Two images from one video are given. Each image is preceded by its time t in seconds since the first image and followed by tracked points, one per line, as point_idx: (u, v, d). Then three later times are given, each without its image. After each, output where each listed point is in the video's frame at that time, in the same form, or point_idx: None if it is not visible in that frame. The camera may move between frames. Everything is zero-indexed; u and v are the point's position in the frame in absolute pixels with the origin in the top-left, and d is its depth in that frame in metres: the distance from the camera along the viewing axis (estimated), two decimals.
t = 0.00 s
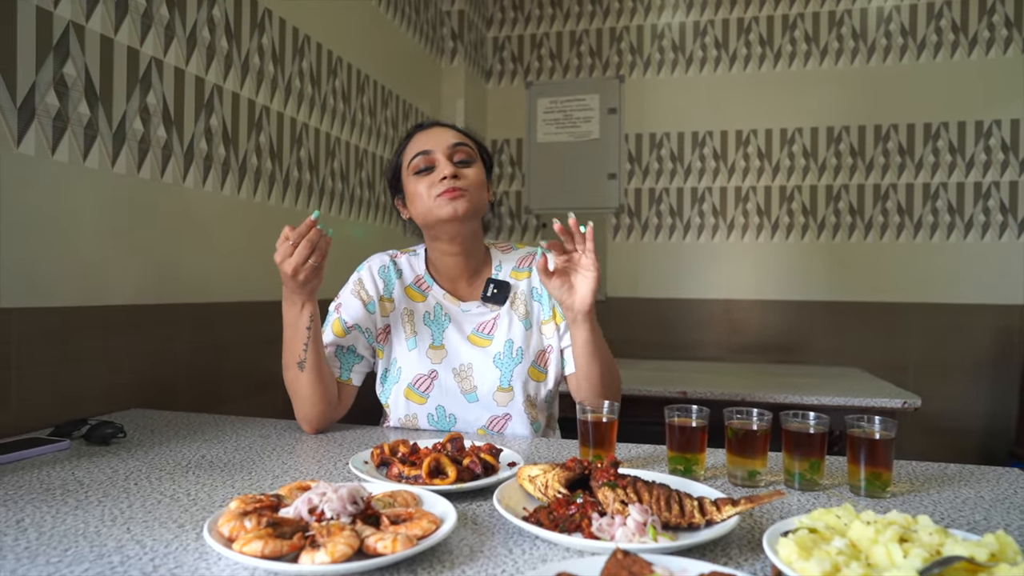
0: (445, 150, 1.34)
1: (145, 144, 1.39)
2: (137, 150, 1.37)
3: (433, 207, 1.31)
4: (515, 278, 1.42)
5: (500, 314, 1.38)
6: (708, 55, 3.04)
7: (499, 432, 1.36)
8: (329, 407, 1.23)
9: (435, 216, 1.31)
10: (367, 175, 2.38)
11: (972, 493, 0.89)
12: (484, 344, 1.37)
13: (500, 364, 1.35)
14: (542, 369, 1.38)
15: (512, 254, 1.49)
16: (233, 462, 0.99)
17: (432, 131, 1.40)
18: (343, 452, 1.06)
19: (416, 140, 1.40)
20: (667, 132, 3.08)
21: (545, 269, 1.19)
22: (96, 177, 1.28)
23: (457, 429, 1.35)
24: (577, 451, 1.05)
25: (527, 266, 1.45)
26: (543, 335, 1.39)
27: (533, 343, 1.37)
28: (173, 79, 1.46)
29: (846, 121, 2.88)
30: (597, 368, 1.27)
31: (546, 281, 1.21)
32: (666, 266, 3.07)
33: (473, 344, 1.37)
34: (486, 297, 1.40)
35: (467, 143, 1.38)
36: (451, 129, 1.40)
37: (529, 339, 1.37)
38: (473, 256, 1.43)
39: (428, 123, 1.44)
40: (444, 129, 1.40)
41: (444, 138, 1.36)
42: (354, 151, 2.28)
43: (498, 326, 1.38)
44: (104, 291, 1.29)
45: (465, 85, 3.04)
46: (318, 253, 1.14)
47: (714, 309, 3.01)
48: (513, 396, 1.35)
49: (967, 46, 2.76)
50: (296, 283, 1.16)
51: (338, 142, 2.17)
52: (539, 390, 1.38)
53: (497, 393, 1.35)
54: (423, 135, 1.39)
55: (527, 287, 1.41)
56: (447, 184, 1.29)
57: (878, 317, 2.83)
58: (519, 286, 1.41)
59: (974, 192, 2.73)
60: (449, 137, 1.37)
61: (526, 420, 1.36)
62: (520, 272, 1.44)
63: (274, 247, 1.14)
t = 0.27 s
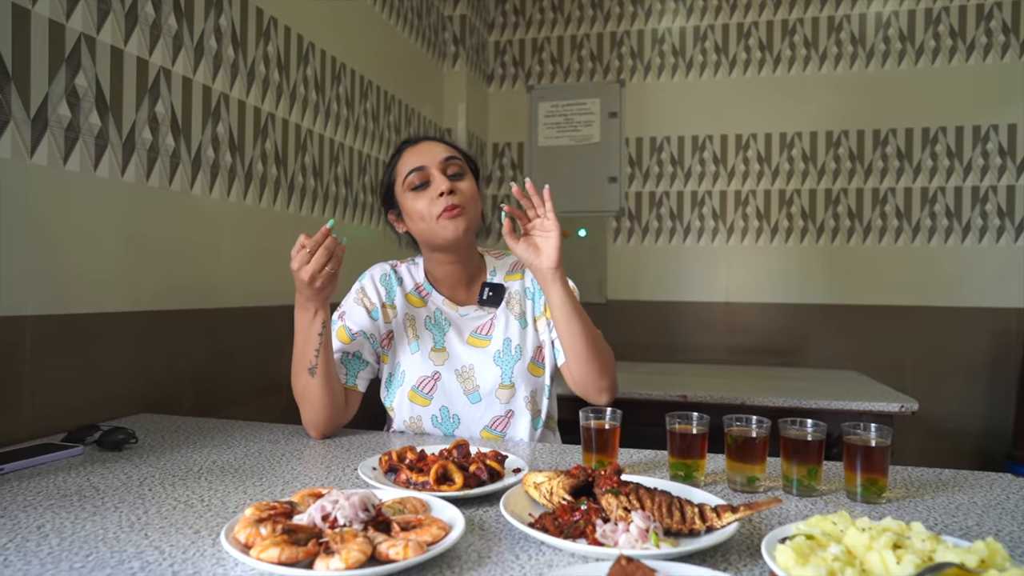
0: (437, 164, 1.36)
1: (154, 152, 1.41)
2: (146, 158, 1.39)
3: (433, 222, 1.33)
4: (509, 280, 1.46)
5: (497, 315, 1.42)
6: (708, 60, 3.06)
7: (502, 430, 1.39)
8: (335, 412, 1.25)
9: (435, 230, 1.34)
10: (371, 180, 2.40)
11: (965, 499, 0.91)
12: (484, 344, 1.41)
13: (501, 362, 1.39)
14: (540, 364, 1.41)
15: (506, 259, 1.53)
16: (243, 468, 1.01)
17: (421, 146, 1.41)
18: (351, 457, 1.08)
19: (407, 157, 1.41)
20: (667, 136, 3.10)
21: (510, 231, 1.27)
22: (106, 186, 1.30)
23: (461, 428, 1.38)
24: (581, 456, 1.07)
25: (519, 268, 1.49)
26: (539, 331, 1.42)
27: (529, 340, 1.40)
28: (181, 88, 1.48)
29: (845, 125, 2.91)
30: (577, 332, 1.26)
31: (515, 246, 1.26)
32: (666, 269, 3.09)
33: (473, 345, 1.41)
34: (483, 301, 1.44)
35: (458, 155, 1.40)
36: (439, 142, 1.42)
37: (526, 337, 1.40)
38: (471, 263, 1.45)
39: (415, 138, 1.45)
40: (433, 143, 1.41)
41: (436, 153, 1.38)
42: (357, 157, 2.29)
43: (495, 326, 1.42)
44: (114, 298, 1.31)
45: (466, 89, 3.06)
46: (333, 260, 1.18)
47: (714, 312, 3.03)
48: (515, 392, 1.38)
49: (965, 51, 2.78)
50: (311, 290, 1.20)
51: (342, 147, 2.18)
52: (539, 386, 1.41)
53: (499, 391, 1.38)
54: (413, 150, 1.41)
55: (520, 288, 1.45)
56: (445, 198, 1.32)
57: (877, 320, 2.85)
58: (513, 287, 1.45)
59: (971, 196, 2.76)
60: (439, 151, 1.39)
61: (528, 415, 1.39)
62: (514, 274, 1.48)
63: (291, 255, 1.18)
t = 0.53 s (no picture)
0: (421, 180, 1.40)
1: (161, 165, 1.44)
2: (154, 171, 1.41)
3: (425, 234, 1.36)
4: (502, 286, 1.48)
5: (491, 319, 1.44)
6: (706, 66, 3.09)
7: (501, 430, 1.42)
8: (339, 419, 1.27)
9: (429, 242, 1.36)
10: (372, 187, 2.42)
11: (952, 507, 0.94)
12: (480, 348, 1.44)
13: (497, 363, 1.41)
14: (535, 364, 1.43)
15: (498, 267, 1.54)
16: (252, 477, 1.04)
17: (400, 166, 1.45)
18: (357, 466, 1.11)
19: (388, 178, 1.44)
20: (666, 141, 3.13)
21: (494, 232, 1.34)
22: (116, 199, 1.32)
23: (462, 429, 1.42)
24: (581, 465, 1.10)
25: (511, 274, 1.50)
26: (532, 333, 1.44)
27: (523, 342, 1.43)
28: (188, 101, 1.51)
29: (841, 131, 2.94)
30: (572, 319, 1.27)
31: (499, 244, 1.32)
32: (664, 273, 3.12)
33: (469, 349, 1.43)
34: (475, 307, 1.46)
35: (438, 171, 1.44)
36: (417, 160, 1.46)
37: (520, 339, 1.43)
38: (463, 272, 1.48)
39: (393, 159, 1.48)
40: (412, 162, 1.45)
41: (417, 170, 1.42)
42: (359, 164, 2.32)
43: (490, 330, 1.44)
44: (123, 309, 1.34)
45: (467, 95, 3.09)
46: (339, 266, 1.22)
47: (712, 316, 3.06)
48: (513, 392, 1.41)
49: (960, 58, 2.82)
50: (318, 296, 1.24)
51: (344, 155, 2.21)
52: (535, 386, 1.43)
53: (497, 391, 1.40)
54: (393, 171, 1.44)
55: (512, 292, 1.47)
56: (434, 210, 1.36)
57: (873, 324, 2.88)
58: (506, 292, 1.47)
59: (966, 202, 2.79)
60: (420, 168, 1.43)
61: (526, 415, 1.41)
62: (506, 279, 1.49)
63: (298, 263, 1.22)
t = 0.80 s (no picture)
0: (412, 190, 1.44)
1: (169, 171, 1.47)
2: (162, 178, 1.45)
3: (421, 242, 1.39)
4: (498, 287, 1.51)
5: (490, 319, 1.47)
6: (703, 70, 3.12)
7: (501, 426, 1.45)
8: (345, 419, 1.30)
9: (425, 249, 1.40)
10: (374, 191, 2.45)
11: (938, 504, 0.98)
12: (480, 347, 1.46)
13: (497, 361, 1.44)
14: (533, 361, 1.47)
15: (493, 270, 1.58)
16: (262, 476, 1.07)
17: (389, 179, 1.48)
18: (363, 465, 1.15)
19: (380, 191, 1.46)
20: (663, 145, 3.17)
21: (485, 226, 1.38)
22: (126, 205, 1.36)
23: (464, 426, 1.45)
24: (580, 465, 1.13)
25: (507, 276, 1.54)
26: (530, 330, 1.47)
27: (522, 340, 1.46)
28: (195, 109, 1.54)
29: (836, 134, 2.97)
30: (574, 296, 1.30)
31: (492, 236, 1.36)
32: (662, 275, 3.15)
33: (469, 349, 1.46)
34: (474, 308, 1.49)
35: (427, 179, 1.48)
36: (404, 172, 1.49)
37: (519, 337, 1.46)
38: (460, 275, 1.52)
39: (382, 174, 1.51)
40: (401, 174, 1.48)
41: (407, 181, 1.45)
42: (361, 168, 2.35)
43: (488, 329, 1.47)
44: (133, 312, 1.37)
45: (467, 99, 3.12)
46: (343, 267, 1.26)
47: (709, 317, 3.09)
48: (513, 388, 1.44)
49: (953, 63, 2.85)
50: (323, 296, 1.28)
51: (346, 160, 2.24)
52: (534, 382, 1.47)
53: (497, 388, 1.44)
54: (384, 185, 1.47)
55: (508, 293, 1.50)
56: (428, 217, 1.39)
57: (867, 325, 2.92)
58: (502, 294, 1.50)
59: (960, 204, 2.83)
60: (410, 178, 1.46)
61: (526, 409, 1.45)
62: (501, 281, 1.53)
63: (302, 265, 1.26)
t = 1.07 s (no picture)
0: (402, 197, 1.47)
1: (174, 176, 1.50)
2: (167, 182, 1.48)
3: (413, 248, 1.42)
4: (493, 288, 1.55)
5: (486, 319, 1.50)
6: (699, 73, 3.16)
7: (498, 424, 1.48)
8: (345, 418, 1.33)
9: (418, 254, 1.43)
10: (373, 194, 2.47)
11: (923, 501, 1.01)
12: (476, 347, 1.49)
13: (493, 360, 1.47)
14: (529, 359, 1.48)
15: (489, 272, 1.61)
16: (267, 475, 1.10)
17: (381, 188, 1.51)
18: (365, 464, 1.18)
19: (371, 200, 1.50)
20: (660, 148, 3.20)
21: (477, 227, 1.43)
22: (132, 209, 1.38)
23: (462, 425, 1.48)
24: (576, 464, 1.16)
25: (502, 277, 1.57)
26: (526, 329, 1.49)
27: (517, 339, 1.48)
28: (199, 114, 1.57)
29: (830, 138, 3.01)
30: (564, 286, 1.33)
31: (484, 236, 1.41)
32: (659, 277, 3.19)
33: (465, 349, 1.49)
34: (470, 309, 1.52)
35: (417, 186, 1.51)
36: (394, 180, 1.52)
37: (514, 336, 1.49)
38: (455, 277, 1.55)
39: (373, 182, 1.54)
40: (391, 182, 1.51)
41: (397, 189, 1.48)
42: (361, 171, 2.37)
43: (485, 329, 1.49)
44: (140, 314, 1.40)
45: (465, 102, 3.15)
46: (338, 266, 1.31)
47: (705, 318, 3.13)
48: (509, 386, 1.47)
49: (946, 67, 2.89)
50: (321, 296, 1.32)
51: (347, 163, 2.27)
52: (531, 380, 1.49)
53: (493, 386, 1.47)
54: (375, 193, 1.50)
55: (503, 294, 1.54)
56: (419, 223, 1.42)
57: (861, 326, 2.96)
58: (497, 294, 1.54)
59: (952, 207, 2.87)
60: (399, 186, 1.50)
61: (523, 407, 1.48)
62: (496, 282, 1.56)
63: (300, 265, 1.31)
